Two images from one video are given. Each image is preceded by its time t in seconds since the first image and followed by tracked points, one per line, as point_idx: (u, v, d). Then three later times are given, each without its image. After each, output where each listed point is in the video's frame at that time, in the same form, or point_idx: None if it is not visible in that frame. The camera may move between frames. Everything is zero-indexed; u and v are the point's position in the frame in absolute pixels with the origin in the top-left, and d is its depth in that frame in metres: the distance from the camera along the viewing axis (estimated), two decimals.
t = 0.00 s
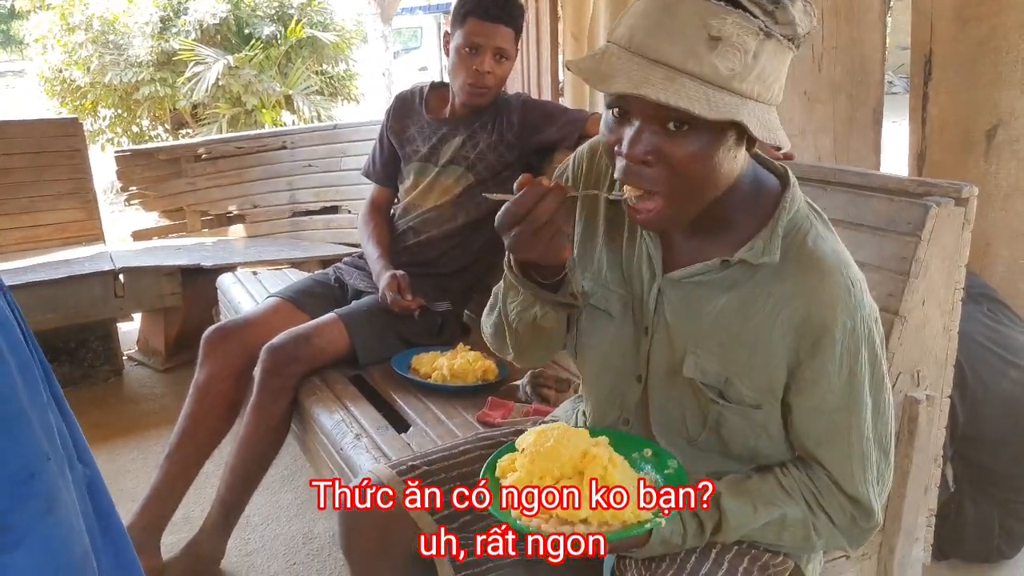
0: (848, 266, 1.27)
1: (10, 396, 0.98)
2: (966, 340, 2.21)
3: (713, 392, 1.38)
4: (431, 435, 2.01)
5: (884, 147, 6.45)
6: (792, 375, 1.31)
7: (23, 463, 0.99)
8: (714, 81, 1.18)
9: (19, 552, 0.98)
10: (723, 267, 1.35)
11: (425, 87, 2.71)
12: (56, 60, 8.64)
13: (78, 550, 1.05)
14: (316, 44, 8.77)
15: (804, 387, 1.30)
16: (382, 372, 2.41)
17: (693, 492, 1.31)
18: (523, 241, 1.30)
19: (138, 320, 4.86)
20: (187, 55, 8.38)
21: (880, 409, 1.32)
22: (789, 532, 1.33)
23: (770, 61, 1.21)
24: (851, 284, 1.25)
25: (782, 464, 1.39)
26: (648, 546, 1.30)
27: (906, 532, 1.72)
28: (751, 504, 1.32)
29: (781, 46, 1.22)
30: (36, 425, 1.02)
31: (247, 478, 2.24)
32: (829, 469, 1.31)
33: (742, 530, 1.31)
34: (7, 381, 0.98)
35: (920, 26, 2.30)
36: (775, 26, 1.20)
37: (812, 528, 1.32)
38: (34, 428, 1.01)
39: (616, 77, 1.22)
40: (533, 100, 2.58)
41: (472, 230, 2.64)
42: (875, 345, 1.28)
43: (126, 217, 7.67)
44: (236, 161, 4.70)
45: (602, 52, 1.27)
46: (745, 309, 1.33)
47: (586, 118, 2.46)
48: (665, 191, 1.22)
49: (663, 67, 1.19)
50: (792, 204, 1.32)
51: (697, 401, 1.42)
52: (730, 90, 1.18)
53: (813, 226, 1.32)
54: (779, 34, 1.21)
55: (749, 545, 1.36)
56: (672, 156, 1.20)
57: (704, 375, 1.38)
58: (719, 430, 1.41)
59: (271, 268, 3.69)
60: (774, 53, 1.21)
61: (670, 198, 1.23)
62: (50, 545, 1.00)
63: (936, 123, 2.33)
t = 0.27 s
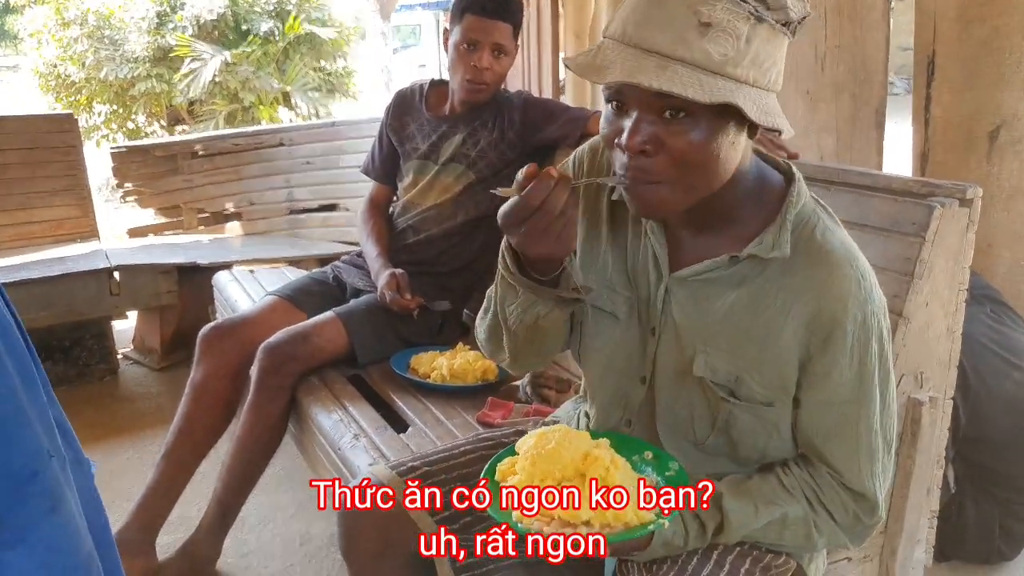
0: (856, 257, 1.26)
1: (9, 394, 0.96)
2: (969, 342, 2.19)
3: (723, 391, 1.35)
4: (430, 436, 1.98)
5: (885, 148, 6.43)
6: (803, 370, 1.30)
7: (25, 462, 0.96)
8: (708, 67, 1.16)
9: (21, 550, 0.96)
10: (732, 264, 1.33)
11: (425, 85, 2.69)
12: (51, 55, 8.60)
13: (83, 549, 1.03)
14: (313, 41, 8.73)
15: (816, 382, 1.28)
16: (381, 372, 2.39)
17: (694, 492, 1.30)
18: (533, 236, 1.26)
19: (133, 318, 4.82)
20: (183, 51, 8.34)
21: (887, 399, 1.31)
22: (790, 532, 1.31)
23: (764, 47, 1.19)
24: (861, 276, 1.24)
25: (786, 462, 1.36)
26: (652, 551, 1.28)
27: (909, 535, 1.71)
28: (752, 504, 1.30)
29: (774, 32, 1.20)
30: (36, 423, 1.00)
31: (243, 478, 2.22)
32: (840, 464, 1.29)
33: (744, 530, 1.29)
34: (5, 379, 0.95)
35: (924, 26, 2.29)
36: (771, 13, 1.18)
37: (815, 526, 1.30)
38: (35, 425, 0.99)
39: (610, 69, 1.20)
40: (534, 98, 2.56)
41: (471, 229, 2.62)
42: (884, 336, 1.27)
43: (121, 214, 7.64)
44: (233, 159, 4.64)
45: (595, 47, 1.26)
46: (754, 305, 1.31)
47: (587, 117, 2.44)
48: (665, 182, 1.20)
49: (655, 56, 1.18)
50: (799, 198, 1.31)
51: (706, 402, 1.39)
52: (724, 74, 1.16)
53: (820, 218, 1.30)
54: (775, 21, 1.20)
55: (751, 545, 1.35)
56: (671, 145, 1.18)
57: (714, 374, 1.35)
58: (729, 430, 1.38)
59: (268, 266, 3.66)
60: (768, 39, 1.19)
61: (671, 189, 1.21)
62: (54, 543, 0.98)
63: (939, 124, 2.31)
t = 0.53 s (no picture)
0: (865, 251, 1.27)
1: (11, 391, 1.00)
2: (970, 344, 2.20)
3: (735, 389, 1.34)
4: (431, 433, 1.99)
5: (888, 149, 6.42)
6: (813, 365, 1.30)
7: (23, 457, 1.01)
8: (718, 46, 1.17)
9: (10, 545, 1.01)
10: (739, 258, 1.33)
11: (427, 82, 2.69)
12: (53, 50, 8.61)
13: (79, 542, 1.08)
14: (316, 38, 8.72)
15: (826, 376, 1.28)
16: (382, 369, 2.40)
17: (693, 492, 1.30)
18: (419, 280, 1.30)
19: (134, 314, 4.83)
20: (186, 47, 8.35)
21: (893, 395, 1.31)
22: (792, 529, 1.32)
23: (775, 30, 1.20)
24: (871, 269, 1.25)
25: (789, 459, 1.36)
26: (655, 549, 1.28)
27: (909, 535, 1.72)
28: (755, 503, 1.31)
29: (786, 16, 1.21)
30: (39, 418, 1.04)
31: (245, 474, 2.23)
32: (850, 458, 1.29)
33: (749, 529, 1.30)
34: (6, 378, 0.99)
35: (927, 27, 2.29)
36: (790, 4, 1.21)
37: (817, 523, 1.32)
38: (36, 422, 1.03)
39: (622, 48, 1.22)
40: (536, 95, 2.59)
41: (473, 227, 2.63)
42: (892, 331, 1.28)
43: (122, 209, 7.64)
44: (235, 154, 4.66)
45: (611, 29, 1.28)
46: (764, 301, 1.31)
47: (589, 115, 2.48)
48: (675, 162, 1.22)
49: (666, 34, 1.19)
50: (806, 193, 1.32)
51: (714, 403, 1.37)
52: (736, 54, 1.17)
53: (828, 214, 1.31)
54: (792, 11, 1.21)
55: (754, 545, 1.36)
56: (682, 124, 1.19)
57: (724, 372, 1.35)
58: (738, 430, 1.37)
59: (269, 262, 3.67)
60: (780, 22, 1.20)
61: (681, 168, 1.22)
62: (42, 539, 1.03)
63: (941, 125, 2.31)
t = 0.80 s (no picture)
0: (860, 247, 1.25)
1: (10, 387, 0.98)
2: (974, 341, 2.19)
3: (731, 388, 1.34)
4: (433, 430, 1.98)
5: (891, 145, 6.40)
6: (810, 363, 1.29)
7: (20, 455, 0.99)
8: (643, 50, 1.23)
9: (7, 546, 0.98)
10: (731, 257, 1.33)
11: (429, 78, 2.68)
12: (54, 47, 8.61)
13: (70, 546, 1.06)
14: (317, 34, 8.70)
15: (823, 374, 1.27)
16: (383, 366, 2.39)
17: (694, 492, 1.29)
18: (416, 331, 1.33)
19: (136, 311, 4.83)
20: (186, 43, 8.34)
21: (893, 392, 1.29)
22: (792, 527, 1.31)
23: (685, 40, 1.21)
24: (866, 266, 1.24)
25: (788, 458, 1.35)
26: (656, 546, 1.28)
27: (913, 533, 1.71)
28: (753, 501, 1.30)
29: (702, 26, 1.20)
30: (33, 418, 1.03)
31: (246, 470, 2.22)
32: (849, 456, 1.28)
33: (747, 527, 1.30)
34: (7, 374, 0.98)
35: (931, 22, 2.28)
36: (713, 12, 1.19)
37: (817, 521, 1.31)
38: (31, 420, 1.01)
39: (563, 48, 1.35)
40: (537, 91, 2.58)
41: (474, 224, 2.63)
42: (889, 327, 1.26)
43: (123, 206, 7.63)
44: (236, 151, 4.65)
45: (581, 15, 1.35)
46: (758, 299, 1.31)
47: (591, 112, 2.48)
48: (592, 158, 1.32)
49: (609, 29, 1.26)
50: (799, 189, 1.31)
51: (712, 402, 1.37)
52: (630, 62, 1.23)
53: (822, 210, 1.29)
54: (718, 22, 1.20)
55: (754, 543, 1.35)
56: (595, 125, 1.29)
57: (719, 370, 1.34)
58: (736, 430, 1.36)
59: (270, 259, 3.66)
60: (690, 33, 1.20)
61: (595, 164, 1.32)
62: (40, 539, 1.01)
63: (945, 120, 2.30)
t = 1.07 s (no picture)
0: (846, 243, 1.24)
1: (7, 388, 0.99)
2: (973, 340, 2.19)
3: (719, 383, 1.34)
4: (433, 430, 1.99)
5: (890, 143, 6.40)
6: (797, 359, 1.28)
7: (17, 457, 1.00)
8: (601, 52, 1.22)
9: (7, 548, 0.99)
10: (719, 252, 1.33)
11: (428, 78, 2.68)
12: (54, 47, 8.61)
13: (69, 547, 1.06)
14: (316, 34, 8.71)
15: (809, 371, 1.26)
16: (382, 365, 2.39)
17: (693, 492, 1.30)
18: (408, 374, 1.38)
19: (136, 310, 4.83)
20: (187, 43, 8.34)
21: (884, 390, 1.28)
22: (782, 526, 1.31)
23: (641, 42, 1.19)
24: (852, 262, 1.22)
25: (781, 455, 1.34)
26: (652, 545, 1.28)
27: (913, 532, 1.71)
28: (743, 498, 1.30)
29: (657, 29, 1.18)
30: (30, 420, 1.03)
31: (246, 470, 2.23)
32: (838, 454, 1.27)
33: (734, 526, 1.29)
34: (6, 376, 0.99)
35: (930, 21, 2.28)
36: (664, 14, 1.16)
37: (807, 520, 1.30)
38: (28, 423, 1.02)
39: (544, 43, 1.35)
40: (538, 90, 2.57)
41: (474, 223, 2.63)
42: (879, 325, 1.24)
43: (123, 206, 7.63)
44: (236, 151, 4.66)
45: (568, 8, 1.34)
46: (745, 295, 1.30)
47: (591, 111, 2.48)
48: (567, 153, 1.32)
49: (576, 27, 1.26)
50: (787, 184, 1.30)
51: (701, 397, 1.37)
52: (590, 65, 1.23)
53: (810, 206, 1.28)
54: (670, 24, 1.17)
55: (745, 541, 1.34)
56: (569, 122, 1.28)
57: (707, 365, 1.35)
58: (725, 425, 1.36)
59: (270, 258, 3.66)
60: (645, 35, 1.18)
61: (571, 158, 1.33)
62: (38, 541, 1.01)
63: (944, 119, 2.30)
